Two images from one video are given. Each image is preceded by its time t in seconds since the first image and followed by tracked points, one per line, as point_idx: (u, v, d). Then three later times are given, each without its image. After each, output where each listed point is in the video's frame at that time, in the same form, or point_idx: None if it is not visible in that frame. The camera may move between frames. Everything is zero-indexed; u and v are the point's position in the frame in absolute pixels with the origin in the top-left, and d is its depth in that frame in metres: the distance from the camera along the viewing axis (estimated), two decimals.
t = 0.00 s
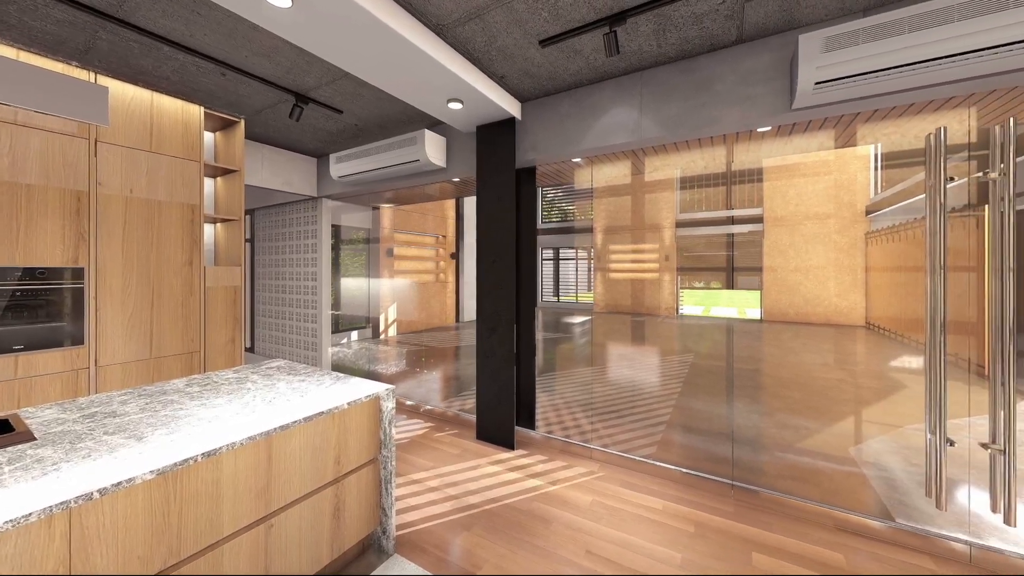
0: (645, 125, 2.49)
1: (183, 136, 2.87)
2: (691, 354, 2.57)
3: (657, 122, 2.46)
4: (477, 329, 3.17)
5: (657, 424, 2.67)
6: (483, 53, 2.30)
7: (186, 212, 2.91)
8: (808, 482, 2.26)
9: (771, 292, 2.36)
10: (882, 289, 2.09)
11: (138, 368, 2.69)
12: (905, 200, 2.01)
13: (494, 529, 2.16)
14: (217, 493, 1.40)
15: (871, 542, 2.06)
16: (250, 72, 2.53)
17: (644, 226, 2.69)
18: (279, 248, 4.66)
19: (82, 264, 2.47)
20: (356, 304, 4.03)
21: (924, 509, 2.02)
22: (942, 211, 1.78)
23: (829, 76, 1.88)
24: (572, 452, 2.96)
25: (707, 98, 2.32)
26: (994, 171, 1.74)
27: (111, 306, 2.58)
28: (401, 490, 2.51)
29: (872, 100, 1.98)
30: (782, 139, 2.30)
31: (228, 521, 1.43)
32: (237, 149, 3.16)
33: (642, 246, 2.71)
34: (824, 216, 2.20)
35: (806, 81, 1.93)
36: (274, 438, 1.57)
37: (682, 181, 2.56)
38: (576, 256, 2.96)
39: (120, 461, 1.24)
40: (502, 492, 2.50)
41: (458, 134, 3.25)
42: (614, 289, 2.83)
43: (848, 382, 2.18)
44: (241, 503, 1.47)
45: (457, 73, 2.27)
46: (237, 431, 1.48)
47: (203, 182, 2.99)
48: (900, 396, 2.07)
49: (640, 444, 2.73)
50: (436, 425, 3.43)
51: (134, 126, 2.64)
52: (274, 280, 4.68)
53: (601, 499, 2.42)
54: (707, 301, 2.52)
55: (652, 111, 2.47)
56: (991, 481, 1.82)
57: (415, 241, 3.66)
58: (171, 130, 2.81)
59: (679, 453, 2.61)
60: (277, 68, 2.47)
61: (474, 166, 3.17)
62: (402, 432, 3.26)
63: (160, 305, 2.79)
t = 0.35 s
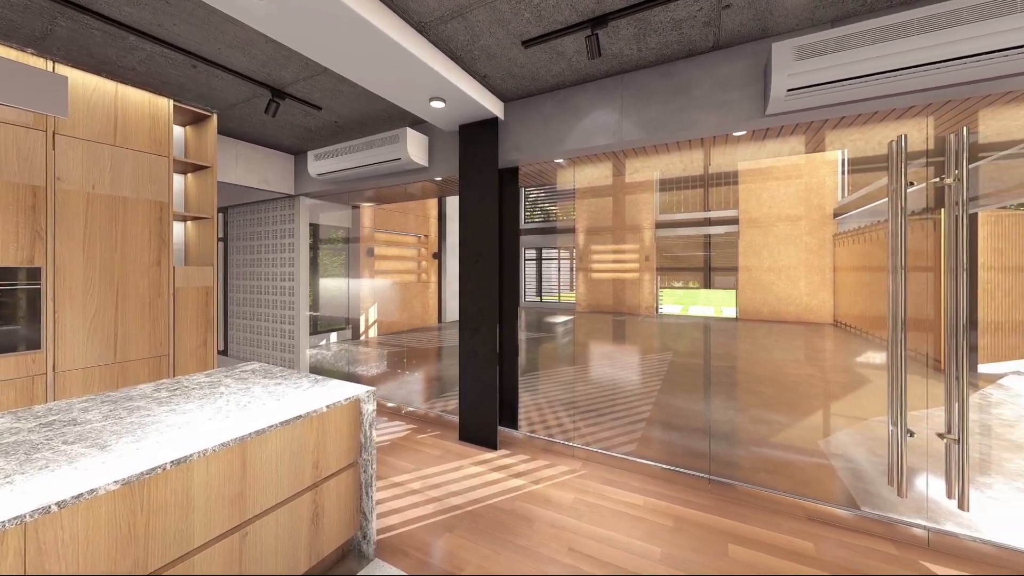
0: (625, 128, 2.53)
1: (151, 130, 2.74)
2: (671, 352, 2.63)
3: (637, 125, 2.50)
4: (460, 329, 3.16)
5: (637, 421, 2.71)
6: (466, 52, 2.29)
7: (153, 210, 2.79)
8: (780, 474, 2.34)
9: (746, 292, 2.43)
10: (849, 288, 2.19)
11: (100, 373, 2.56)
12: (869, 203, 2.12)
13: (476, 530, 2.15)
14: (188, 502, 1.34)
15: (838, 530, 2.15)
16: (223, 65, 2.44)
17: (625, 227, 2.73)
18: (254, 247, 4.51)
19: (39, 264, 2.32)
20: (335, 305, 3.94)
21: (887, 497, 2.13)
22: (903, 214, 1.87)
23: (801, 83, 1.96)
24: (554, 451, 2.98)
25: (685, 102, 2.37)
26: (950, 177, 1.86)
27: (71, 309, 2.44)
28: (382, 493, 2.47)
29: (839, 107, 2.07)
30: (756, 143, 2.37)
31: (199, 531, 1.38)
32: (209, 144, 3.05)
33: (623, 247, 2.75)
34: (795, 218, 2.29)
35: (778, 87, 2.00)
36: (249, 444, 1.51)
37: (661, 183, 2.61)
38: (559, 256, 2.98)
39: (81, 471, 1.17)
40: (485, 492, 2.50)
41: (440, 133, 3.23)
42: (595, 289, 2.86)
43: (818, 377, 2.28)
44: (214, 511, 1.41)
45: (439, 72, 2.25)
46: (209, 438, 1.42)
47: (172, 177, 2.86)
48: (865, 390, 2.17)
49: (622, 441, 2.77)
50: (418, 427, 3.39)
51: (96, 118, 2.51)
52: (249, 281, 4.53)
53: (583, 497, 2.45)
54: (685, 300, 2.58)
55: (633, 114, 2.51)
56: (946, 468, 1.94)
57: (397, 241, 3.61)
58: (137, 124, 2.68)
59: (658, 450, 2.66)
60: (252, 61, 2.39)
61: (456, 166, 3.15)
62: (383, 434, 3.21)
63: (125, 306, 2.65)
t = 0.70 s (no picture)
0: (607, 130, 2.56)
1: (115, 123, 2.61)
2: (651, 350, 2.68)
3: (619, 127, 2.54)
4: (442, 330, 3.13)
5: (619, 419, 2.75)
6: (448, 50, 2.27)
7: (119, 207, 2.65)
8: (754, 468, 2.42)
9: (723, 291, 2.50)
10: (820, 288, 2.28)
11: (60, 379, 2.42)
12: (836, 206, 2.22)
13: (459, 532, 2.13)
14: (156, 513, 1.28)
15: (808, 520, 2.24)
16: (193, 57, 2.34)
17: (606, 228, 2.77)
18: (227, 246, 4.35)
19: None
20: (313, 305, 3.85)
21: (854, 486, 2.23)
22: (868, 216, 1.96)
23: (774, 90, 2.03)
24: (537, 450, 3.00)
25: (665, 106, 2.42)
26: (911, 182, 1.96)
27: (26, 311, 2.29)
28: (362, 498, 2.43)
29: (810, 114, 2.15)
30: (732, 147, 2.44)
31: (168, 543, 1.32)
32: (179, 139, 2.92)
33: (604, 247, 2.78)
34: (769, 219, 2.37)
35: (753, 93, 2.07)
36: (222, 451, 1.46)
37: (642, 184, 2.66)
38: (541, 257, 2.99)
39: (38, 483, 1.11)
40: (467, 493, 2.48)
41: (422, 132, 3.19)
42: (577, 289, 2.89)
43: (790, 373, 2.36)
44: (184, 521, 1.36)
45: (421, 70, 2.23)
46: (179, 445, 1.36)
47: (139, 173, 2.73)
48: (834, 385, 2.27)
49: (603, 439, 2.80)
50: (399, 429, 3.34)
51: (55, 110, 2.37)
52: (222, 281, 4.37)
53: (565, 495, 2.47)
54: (664, 299, 2.64)
55: (614, 116, 2.55)
56: (907, 458, 2.04)
57: (377, 240, 3.56)
58: (101, 116, 2.55)
59: (639, 446, 2.71)
60: (225, 53, 2.30)
61: (438, 165, 3.12)
62: (364, 437, 3.15)
63: (86, 308, 2.52)
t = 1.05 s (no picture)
0: (589, 131, 2.59)
1: (76, 115, 2.47)
2: (632, 349, 2.72)
3: (600, 128, 2.57)
4: (425, 331, 3.09)
5: (600, 417, 2.79)
6: (430, 48, 2.25)
7: (80, 203, 2.51)
8: (730, 462, 2.49)
9: (700, 290, 2.56)
10: (792, 287, 2.36)
11: (14, 386, 2.28)
12: (808, 208, 2.30)
13: (441, 534, 2.11)
14: (122, 525, 1.22)
15: (780, 510, 2.33)
16: (161, 47, 2.24)
17: (588, 228, 2.80)
18: (198, 245, 4.18)
19: None
20: (290, 307, 3.74)
21: (822, 477, 2.33)
22: (836, 219, 2.04)
23: (749, 96, 2.09)
24: (520, 449, 3.00)
25: (645, 109, 2.46)
26: (876, 186, 2.06)
27: None
28: (342, 502, 2.37)
29: (782, 119, 2.23)
30: (709, 150, 2.51)
31: (134, 556, 1.25)
32: (146, 133, 2.79)
33: (586, 247, 2.81)
34: (744, 221, 2.45)
35: (729, 98, 2.13)
36: (193, 458, 1.39)
37: (623, 186, 2.70)
38: (524, 257, 2.99)
39: None
40: (450, 495, 2.46)
41: (403, 130, 3.15)
42: (560, 289, 2.91)
43: (764, 370, 2.44)
44: (152, 532, 1.29)
45: (403, 67, 2.19)
46: (146, 453, 1.30)
47: (102, 168, 2.59)
48: (804, 380, 2.36)
49: (586, 437, 2.83)
50: (380, 431, 3.29)
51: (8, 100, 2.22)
52: (192, 282, 4.19)
53: (548, 494, 2.48)
54: (644, 299, 2.68)
55: (596, 118, 2.57)
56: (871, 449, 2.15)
57: (358, 240, 3.50)
58: (60, 108, 2.40)
59: (620, 444, 2.75)
60: (195, 45, 2.21)
61: (420, 163, 3.08)
62: (343, 441, 3.09)
63: (44, 310, 2.37)
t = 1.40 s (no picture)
0: (571, 132, 2.61)
1: (32, 106, 2.32)
2: (613, 348, 2.76)
3: (582, 130, 2.59)
4: (407, 331, 3.05)
5: (582, 415, 2.82)
6: (412, 46, 2.22)
7: (37, 199, 2.36)
8: (707, 457, 2.56)
9: (679, 290, 2.62)
10: (766, 286, 2.45)
11: None
12: (779, 211, 2.38)
13: (423, 536, 2.09)
14: (84, 538, 1.15)
15: (754, 502, 2.41)
16: (126, 36, 2.13)
17: (570, 228, 2.82)
18: (165, 244, 4.00)
19: None
20: (265, 308, 3.63)
21: (793, 469, 2.42)
22: (806, 221, 2.13)
23: (725, 101, 2.15)
24: (502, 449, 3.00)
25: (626, 111, 2.50)
26: (842, 191, 2.15)
27: None
28: (320, 508, 2.32)
29: (757, 124, 2.31)
30: (687, 153, 2.57)
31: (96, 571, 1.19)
32: (111, 126, 2.65)
33: (569, 248, 2.83)
34: (720, 222, 2.51)
35: (707, 103, 2.18)
36: (162, 467, 1.33)
37: (605, 187, 2.73)
38: (507, 257, 2.99)
39: None
40: (432, 497, 2.44)
41: (384, 128, 3.09)
42: (542, 289, 2.92)
43: (739, 367, 2.52)
44: (116, 546, 1.23)
45: (384, 64, 2.15)
46: (109, 462, 1.24)
47: (61, 163, 2.45)
48: (777, 376, 2.44)
49: (568, 436, 2.86)
50: (360, 434, 3.22)
51: None
52: (160, 283, 4.00)
53: (531, 493, 2.49)
54: (625, 298, 2.72)
55: (578, 120, 2.59)
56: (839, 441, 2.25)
57: (337, 239, 3.43)
58: (14, 97, 2.26)
59: (601, 441, 2.78)
60: (163, 35, 2.11)
61: (402, 162, 3.04)
62: (322, 445, 3.01)
63: None
